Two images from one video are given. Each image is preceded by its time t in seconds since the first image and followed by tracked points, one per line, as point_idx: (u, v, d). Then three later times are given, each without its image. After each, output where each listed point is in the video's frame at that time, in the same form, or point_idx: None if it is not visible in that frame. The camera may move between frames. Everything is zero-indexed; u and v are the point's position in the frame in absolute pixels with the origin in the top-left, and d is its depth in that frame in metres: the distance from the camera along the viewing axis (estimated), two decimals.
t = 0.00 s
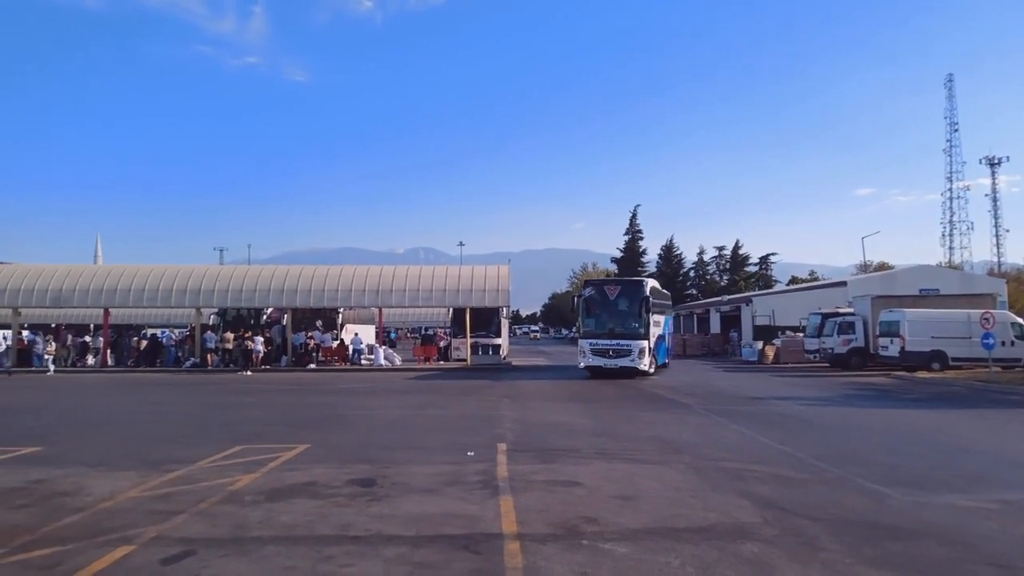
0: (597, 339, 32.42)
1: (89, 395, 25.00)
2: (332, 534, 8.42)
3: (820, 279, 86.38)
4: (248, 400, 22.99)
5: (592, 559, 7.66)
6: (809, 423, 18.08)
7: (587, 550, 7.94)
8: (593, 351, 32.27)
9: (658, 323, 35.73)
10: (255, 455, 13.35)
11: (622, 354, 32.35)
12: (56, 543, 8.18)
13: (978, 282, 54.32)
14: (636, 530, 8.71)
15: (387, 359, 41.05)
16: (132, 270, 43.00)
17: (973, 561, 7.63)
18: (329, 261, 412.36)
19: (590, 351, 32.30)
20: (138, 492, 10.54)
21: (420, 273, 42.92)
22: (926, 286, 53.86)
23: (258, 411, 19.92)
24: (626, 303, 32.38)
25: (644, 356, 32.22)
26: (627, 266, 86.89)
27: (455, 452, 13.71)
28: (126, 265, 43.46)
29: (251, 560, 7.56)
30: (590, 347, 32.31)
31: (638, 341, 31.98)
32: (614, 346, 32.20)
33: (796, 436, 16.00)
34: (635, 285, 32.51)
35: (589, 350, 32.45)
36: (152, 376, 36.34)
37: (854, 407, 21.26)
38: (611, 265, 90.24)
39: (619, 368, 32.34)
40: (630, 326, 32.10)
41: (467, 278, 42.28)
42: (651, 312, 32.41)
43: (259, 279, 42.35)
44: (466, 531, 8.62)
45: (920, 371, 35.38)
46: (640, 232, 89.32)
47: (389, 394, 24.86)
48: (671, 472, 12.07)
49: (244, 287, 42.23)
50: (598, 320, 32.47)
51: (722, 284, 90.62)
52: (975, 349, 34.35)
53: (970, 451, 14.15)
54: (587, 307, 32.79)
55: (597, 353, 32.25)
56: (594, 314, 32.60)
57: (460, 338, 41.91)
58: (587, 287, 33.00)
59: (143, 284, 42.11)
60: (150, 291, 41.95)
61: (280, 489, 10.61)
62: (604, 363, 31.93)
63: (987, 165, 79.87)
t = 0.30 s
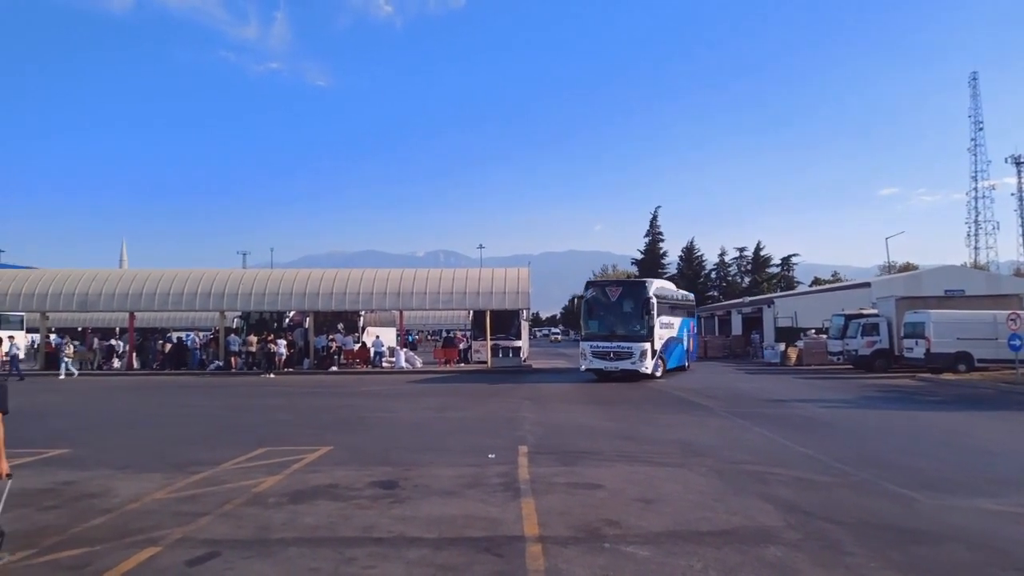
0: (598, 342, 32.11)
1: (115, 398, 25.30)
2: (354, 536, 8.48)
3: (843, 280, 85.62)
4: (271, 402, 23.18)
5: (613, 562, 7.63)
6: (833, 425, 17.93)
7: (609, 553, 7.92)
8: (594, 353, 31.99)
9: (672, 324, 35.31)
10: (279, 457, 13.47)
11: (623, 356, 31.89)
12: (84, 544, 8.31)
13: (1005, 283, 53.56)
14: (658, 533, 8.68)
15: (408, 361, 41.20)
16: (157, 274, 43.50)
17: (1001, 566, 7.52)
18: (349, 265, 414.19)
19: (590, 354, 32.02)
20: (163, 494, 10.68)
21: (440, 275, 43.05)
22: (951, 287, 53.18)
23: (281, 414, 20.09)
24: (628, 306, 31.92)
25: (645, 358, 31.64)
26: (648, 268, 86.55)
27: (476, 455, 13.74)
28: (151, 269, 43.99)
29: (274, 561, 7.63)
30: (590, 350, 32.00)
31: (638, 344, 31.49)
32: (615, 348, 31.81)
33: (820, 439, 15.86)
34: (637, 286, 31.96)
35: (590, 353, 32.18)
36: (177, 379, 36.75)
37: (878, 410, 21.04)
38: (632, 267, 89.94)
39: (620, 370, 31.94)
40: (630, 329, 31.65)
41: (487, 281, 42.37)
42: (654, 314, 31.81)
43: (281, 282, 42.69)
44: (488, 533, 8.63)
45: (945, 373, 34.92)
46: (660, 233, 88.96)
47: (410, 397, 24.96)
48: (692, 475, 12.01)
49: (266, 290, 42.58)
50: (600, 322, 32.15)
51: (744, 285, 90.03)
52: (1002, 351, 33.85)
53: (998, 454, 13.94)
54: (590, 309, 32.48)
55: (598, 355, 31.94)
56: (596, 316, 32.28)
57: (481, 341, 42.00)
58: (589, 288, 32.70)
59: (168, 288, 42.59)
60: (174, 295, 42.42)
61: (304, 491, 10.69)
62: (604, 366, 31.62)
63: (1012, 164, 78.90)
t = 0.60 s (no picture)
0: (592, 347, 31.87)
1: (134, 403, 25.52)
2: (370, 541, 8.51)
3: (861, 284, 84.99)
4: (288, 407, 23.31)
5: (628, 568, 7.61)
6: (852, 430, 17.78)
7: (624, 559, 7.91)
8: (589, 359, 31.78)
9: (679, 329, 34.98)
10: (295, 462, 13.55)
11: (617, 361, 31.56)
12: (103, 548, 8.39)
13: None
14: (674, 539, 8.65)
15: (424, 366, 41.30)
16: (175, 280, 43.87)
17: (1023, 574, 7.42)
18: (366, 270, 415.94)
19: (584, 359, 31.83)
20: (181, 498, 10.76)
21: (455, 280, 43.14)
22: (971, 291, 52.68)
23: (297, 418, 20.20)
24: (623, 310, 31.60)
25: (639, 363, 31.21)
26: (664, 273, 86.29)
27: (491, 460, 13.75)
28: (169, 275, 44.37)
29: (290, 565, 7.68)
30: (584, 355, 31.82)
31: (632, 348, 31.13)
32: (608, 353, 31.54)
33: (837, 444, 15.74)
34: (631, 290, 31.62)
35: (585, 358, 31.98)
36: (195, 384, 37.02)
37: (896, 415, 20.86)
38: (648, 271, 89.72)
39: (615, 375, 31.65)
40: (624, 333, 31.34)
41: (502, 286, 42.42)
42: (649, 318, 31.39)
43: (298, 287, 42.94)
44: (502, 538, 8.64)
45: (965, 378, 34.54)
46: (676, 238, 88.72)
47: (426, 402, 25.01)
48: (708, 480, 11.97)
49: (284, 295, 42.85)
50: (595, 327, 31.92)
51: (761, 289, 89.58)
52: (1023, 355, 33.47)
53: (1019, 460, 13.77)
54: (585, 314, 32.29)
55: (592, 361, 31.72)
56: (591, 321, 32.05)
57: (496, 345, 42.02)
58: (584, 292, 32.54)
59: (187, 293, 42.94)
60: (193, 300, 42.76)
61: (320, 496, 10.74)
62: (598, 372, 31.41)
63: None
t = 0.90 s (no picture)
0: (581, 344, 31.79)
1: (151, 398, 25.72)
2: (384, 536, 8.54)
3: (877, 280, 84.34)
4: (302, 402, 23.43)
5: (642, 565, 7.60)
6: (867, 428, 17.67)
7: (639, 556, 7.90)
8: (577, 356, 31.69)
9: (681, 326, 34.76)
10: (310, 457, 13.62)
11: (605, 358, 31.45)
12: (121, 541, 8.47)
13: None
14: (688, 536, 8.64)
15: (437, 362, 41.38)
16: (191, 276, 44.12)
17: None
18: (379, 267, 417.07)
19: (573, 356, 31.74)
20: (197, 493, 10.84)
21: (468, 277, 43.20)
22: (988, 288, 52.19)
23: (312, 413, 20.31)
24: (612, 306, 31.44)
25: (627, 360, 31.07)
26: (678, 270, 85.96)
27: (504, 456, 13.77)
28: (185, 271, 44.65)
29: (305, 560, 7.72)
30: (573, 352, 31.74)
31: (620, 345, 31.02)
32: (597, 350, 31.46)
33: (852, 442, 15.65)
34: (620, 287, 31.43)
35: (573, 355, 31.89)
36: (211, 379, 37.26)
37: (912, 413, 20.70)
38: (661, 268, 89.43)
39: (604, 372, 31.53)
40: (613, 329, 31.19)
41: (515, 282, 42.46)
42: (638, 315, 31.24)
43: (312, 284, 43.11)
44: (516, 535, 8.65)
45: (982, 376, 34.23)
46: (690, 234, 88.35)
47: (440, 398, 25.08)
48: (722, 478, 11.93)
49: (298, 291, 43.04)
50: (583, 323, 31.82)
51: (775, 286, 89.12)
52: None
53: None
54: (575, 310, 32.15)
55: (581, 358, 31.64)
56: (579, 317, 31.91)
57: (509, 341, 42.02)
58: (574, 289, 32.45)
59: (202, 289, 43.20)
60: (209, 296, 43.01)
61: (334, 491, 10.80)
62: (586, 369, 31.32)
63: None
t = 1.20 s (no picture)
0: (569, 339, 31.87)
1: (167, 393, 25.91)
2: (398, 530, 8.58)
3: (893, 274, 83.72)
4: (316, 397, 23.55)
5: (656, 560, 7.60)
6: (883, 423, 17.55)
7: (652, 551, 7.89)
8: (566, 352, 31.80)
9: (682, 320, 34.54)
10: (324, 451, 13.69)
11: (592, 353, 31.43)
12: (138, 534, 8.56)
13: None
14: (702, 531, 8.62)
15: (450, 357, 41.47)
16: (206, 272, 44.38)
17: None
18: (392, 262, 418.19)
19: (561, 351, 31.89)
20: (212, 487, 10.92)
21: (480, 272, 43.23)
22: (1005, 281, 51.67)
23: (326, 408, 20.41)
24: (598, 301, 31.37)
25: (614, 355, 30.93)
26: (691, 265, 85.65)
27: (517, 451, 13.78)
28: (199, 268, 44.93)
29: (320, 553, 7.77)
30: (562, 348, 31.88)
31: (607, 340, 30.93)
32: (584, 345, 31.47)
33: (867, 437, 15.55)
34: (607, 282, 31.31)
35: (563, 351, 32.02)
36: (226, 375, 37.49)
37: (928, 408, 20.53)
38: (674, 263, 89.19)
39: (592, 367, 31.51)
40: (599, 325, 31.11)
41: (528, 277, 42.48)
42: (624, 309, 31.04)
43: (326, 279, 43.29)
44: (530, 529, 8.66)
45: (999, 370, 33.90)
46: (703, 229, 88.01)
47: (453, 393, 25.13)
48: (736, 473, 11.89)
49: (312, 287, 43.23)
50: (572, 319, 31.88)
51: (789, 281, 88.67)
52: None
53: None
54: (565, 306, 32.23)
55: (569, 353, 31.74)
56: (569, 313, 31.97)
57: (522, 336, 42.01)
58: (565, 284, 32.49)
59: (217, 285, 43.46)
60: (224, 292, 43.26)
61: (348, 485, 10.85)
62: (574, 364, 31.42)
63: None
